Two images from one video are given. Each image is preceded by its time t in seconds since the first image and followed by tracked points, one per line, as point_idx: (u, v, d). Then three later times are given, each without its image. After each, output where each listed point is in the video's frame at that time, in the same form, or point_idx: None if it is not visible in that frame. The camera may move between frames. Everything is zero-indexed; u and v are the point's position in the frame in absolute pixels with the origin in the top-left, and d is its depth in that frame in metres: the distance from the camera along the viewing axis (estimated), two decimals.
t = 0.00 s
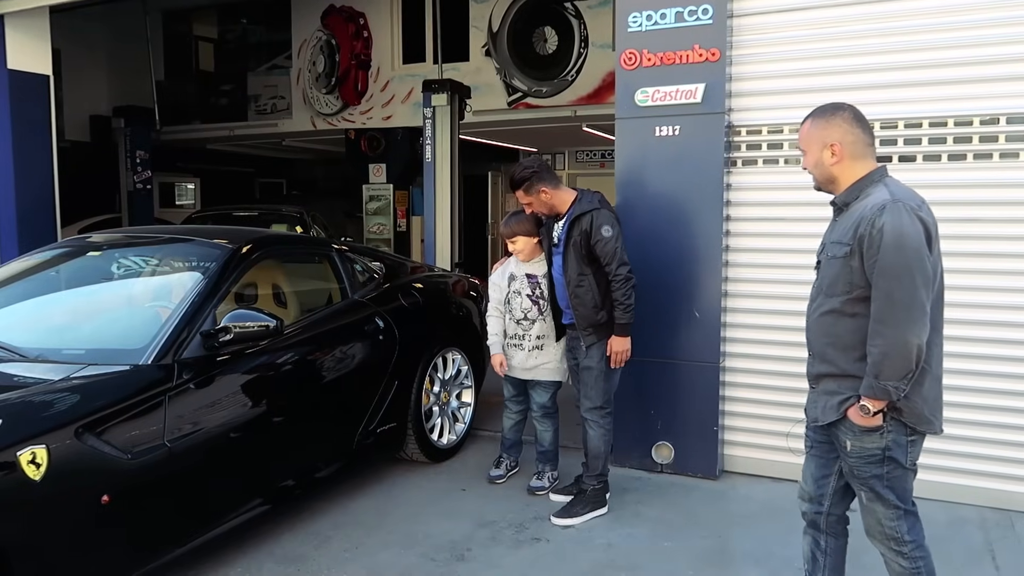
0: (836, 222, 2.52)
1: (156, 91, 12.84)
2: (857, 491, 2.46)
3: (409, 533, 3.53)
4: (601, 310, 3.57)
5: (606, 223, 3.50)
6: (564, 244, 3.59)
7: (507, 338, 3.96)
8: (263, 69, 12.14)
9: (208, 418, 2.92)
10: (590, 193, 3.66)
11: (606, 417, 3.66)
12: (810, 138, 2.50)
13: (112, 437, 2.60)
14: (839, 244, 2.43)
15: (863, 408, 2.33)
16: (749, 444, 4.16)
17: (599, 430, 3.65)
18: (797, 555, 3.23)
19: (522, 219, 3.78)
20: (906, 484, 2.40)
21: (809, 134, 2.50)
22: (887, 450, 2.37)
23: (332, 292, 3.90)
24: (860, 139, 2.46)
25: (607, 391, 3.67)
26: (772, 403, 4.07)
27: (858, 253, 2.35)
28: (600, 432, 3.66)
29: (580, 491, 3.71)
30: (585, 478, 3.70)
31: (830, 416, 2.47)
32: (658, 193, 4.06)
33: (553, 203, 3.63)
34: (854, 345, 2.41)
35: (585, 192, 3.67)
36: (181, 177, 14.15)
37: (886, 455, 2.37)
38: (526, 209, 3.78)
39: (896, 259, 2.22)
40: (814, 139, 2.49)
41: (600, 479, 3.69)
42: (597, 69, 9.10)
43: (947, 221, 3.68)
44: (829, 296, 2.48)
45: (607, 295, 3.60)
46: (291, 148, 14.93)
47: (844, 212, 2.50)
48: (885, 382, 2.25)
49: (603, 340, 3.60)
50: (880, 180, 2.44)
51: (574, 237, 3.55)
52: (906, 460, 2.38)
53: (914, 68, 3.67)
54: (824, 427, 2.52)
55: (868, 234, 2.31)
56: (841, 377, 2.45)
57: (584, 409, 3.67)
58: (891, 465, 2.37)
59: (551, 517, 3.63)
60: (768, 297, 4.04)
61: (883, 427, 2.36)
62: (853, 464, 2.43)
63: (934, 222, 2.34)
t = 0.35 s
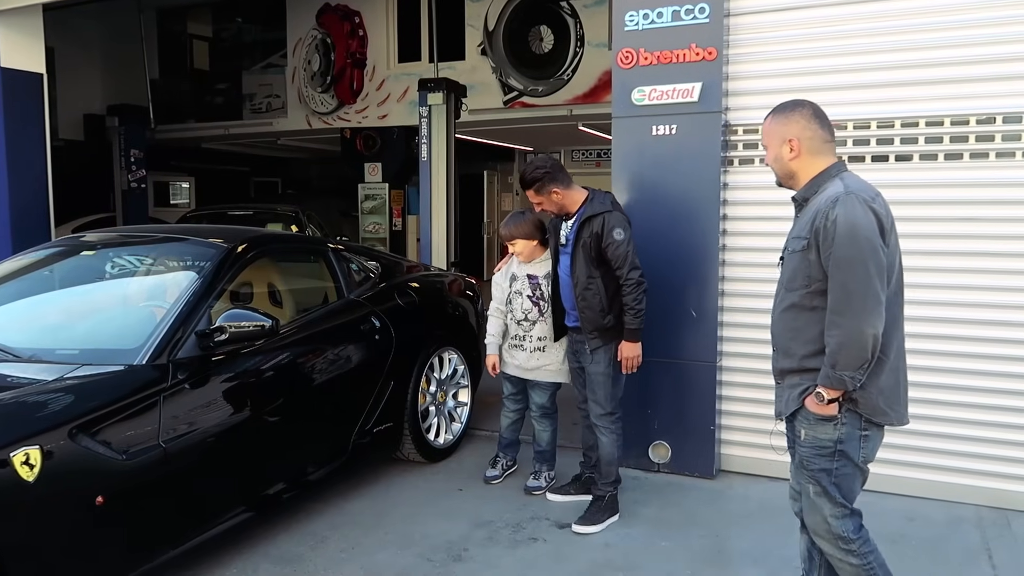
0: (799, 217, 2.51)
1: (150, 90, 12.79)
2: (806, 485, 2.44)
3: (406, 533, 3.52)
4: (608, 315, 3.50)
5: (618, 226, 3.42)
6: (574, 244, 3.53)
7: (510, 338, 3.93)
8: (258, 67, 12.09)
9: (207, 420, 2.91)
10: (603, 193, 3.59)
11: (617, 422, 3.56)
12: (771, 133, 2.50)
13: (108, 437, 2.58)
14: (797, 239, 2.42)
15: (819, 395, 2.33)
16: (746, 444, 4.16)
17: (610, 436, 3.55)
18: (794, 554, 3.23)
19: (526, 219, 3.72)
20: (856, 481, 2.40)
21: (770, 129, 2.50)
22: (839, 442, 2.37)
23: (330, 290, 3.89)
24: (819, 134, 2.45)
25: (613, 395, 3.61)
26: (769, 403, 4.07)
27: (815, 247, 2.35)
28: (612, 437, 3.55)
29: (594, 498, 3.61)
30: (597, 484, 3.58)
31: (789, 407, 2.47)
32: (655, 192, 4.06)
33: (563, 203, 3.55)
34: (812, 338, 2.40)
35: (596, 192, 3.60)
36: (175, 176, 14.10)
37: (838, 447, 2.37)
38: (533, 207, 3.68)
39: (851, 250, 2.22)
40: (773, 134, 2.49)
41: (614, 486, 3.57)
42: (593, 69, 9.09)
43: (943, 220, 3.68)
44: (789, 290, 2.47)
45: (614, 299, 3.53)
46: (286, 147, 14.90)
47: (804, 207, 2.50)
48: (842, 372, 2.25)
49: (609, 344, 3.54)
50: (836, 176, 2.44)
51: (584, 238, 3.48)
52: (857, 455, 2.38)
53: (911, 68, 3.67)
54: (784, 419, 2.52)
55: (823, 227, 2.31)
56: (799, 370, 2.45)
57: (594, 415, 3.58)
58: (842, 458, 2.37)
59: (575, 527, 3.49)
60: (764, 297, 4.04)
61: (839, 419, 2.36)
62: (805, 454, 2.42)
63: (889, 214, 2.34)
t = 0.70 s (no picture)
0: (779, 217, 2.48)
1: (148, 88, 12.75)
2: (780, 484, 2.45)
3: (405, 532, 3.51)
4: (615, 322, 3.46)
5: (625, 231, 3.34)
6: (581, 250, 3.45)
7: (514, 336, 3.92)
8: (256, 65, 12.05)
9: (205, 421, 2.90)
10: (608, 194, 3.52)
11: (618, 425, 3.55)
12: (755, 134, 2.46)
13: (104, 437, 2.57)
14: (774, 239, 2.41)
15: (791, 393, 2.32)
16: (745, 442, 4.15)
17: (611, 439, 3.53)
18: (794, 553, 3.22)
19: (532, 218, 3.68)
20: (829, 487, 2.35)
21: (753, 130, 2.46)
22: (811, 443, 2.34)
23: (328, 290, 3.88)
24: (801, 133, 2.40)
25: (615, 399, 3.58)
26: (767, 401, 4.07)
27: (788, 248, 2.33)
28: (613, 441, 3.54)
29: (593, 499, 3.60)
30: (597, 486, 3.58)
31: (769, 406, 2.47)
32: (655, 190, 4.05)
33: (570, 208, 3.46)
34: (789, 340, 2.38)
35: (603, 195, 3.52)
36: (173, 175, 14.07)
37: (809, 448, 2.35)
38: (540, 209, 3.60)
39: (820, 251, 2.19)
40: (757, 135, 2.45)
41: (613, 486, 3.57)
42: (591, 67, 9.08)
43: (942, 219, 3.68)
44: (768, 290, 2.45)
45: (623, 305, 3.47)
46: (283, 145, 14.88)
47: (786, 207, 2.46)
48: (814, 374, 2.23)
49: (614, 351, 3.50)
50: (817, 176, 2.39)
51: (591, 246, 3.41)
52: (830, 459, 2.34)
53: (910, 66, 3.67)
54: (767, 417, 2.52)
55: (795, 228, 2.28)
56: (778, 371, 2.44)
57: (595, 419, 3.56)
58: (813, 461, 2.34)
59: (575, 528, 3.49)
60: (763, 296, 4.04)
61: (811, 418, 2.34)
62: (779, 453, 2.43)
63: (864, 214, 2.30)
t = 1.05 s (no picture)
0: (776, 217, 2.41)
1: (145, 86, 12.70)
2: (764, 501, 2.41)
3: (405, 533, 3.50)
4: (623, 321, 3.43)
5: (634, 229, 3.33)
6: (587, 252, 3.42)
7: (512, 342, 3.77)
8: (254, 64, 12.01)
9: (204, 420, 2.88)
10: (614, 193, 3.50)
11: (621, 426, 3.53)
12: (754, 130, 2.38)
13: (102, 437, 2.55)
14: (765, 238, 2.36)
15: (763, 410, 2.28)
16: (745, 443, 4.14)
17: (613, 441, 3.52)
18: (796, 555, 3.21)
19: (533, 217, 3.57)
20: (810, 503, 2.30)
21: (752, 126, 2.39)
22: (788, 459, 2.30)
23: (327, 289, 3.86)
24: (803, 130, 2.33)
25: (618, 400, 3.55)
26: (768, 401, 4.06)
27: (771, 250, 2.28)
28: (615, 442, 3.52)
29: (594, 499, 3.59)
30: (598, 486, 3.56)
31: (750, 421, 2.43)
32: (657, 189, 4.03)
33: (573, 208, 3.44)
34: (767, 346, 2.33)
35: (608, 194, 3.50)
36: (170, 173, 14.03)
37: (786, 465, 2.31)
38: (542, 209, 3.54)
39: (793, 258, 2.12)
40: (757, 131, 2.38)
41: (614, 486, 3.55)
42: (590, 66, 9.06)
43: (945, 219, 3.67)
44: (757, 293, 2.42)
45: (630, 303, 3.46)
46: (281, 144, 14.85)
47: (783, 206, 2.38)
48: (774, 388, 2.19)
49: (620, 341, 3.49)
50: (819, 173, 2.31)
51: (598, 245, 3.39)
52: (809, 475, 2.28)
53: (913, 66, 3.65)
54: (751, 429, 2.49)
55: (774, 231, 2.22)
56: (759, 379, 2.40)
57: (597, 420, 3.54)
58: (791, 477, 2.30)
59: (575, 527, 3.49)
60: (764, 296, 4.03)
61: (787, 433, 2.30)
62: (760, 469, 2.39)
63: (854, 220, 2.16)
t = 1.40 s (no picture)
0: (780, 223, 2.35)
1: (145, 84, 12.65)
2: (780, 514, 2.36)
3: (410, 534, 3.47)
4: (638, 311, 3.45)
5: (658, 225, 3.36)
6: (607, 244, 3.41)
7: (513, 353, 3.57)
8: (254, 62, 11.97)
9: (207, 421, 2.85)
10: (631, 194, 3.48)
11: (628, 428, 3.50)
12: (748, 132, 2.28)
13: (105, 438, 2.52)
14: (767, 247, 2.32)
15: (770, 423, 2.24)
16: (752, 444, 4.11)
17: (619, 442, 3.48)
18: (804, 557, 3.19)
19: (538, 215, 3.46)
20: (824, 518, 2.22)
21: (746, 128, 2.28)
22: (798, 472, 2.25)
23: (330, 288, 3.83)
24: (801, 128, 2.22)
25: (625, 401, 3.52)
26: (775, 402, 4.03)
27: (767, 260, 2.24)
28: (621, 443, 3.49)
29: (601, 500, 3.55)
30: (603, 488, 3.53)
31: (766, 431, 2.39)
32: (663, 189, 4.00)
33: (595, 204, 3.39)
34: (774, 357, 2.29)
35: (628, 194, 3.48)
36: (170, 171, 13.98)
37: (797, 477, 2.25)
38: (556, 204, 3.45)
39: (776, 270, 2.09)
40: (751, 133, 2.27)
41: (621, 488, 3.52)
42: (592, 65, 9.02)
43: (954, 219, 3.64)
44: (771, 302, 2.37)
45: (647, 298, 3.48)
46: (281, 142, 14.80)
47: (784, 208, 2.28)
48: (767, 405, 2.16)
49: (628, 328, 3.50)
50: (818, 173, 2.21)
51: (621, 240, 3.40)
52: (820, 489, 2.21)
53: (922, 64, 3.62)
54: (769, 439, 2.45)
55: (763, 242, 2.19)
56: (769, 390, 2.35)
57: (604, 423, 3.50)
58: (802, 491, 2.24)
59: (580, 529, 3.46)
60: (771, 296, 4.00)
61: (796, 445, 2.24)
62: (774, 481, 2.35)
63: (845, 222, 2.07)
